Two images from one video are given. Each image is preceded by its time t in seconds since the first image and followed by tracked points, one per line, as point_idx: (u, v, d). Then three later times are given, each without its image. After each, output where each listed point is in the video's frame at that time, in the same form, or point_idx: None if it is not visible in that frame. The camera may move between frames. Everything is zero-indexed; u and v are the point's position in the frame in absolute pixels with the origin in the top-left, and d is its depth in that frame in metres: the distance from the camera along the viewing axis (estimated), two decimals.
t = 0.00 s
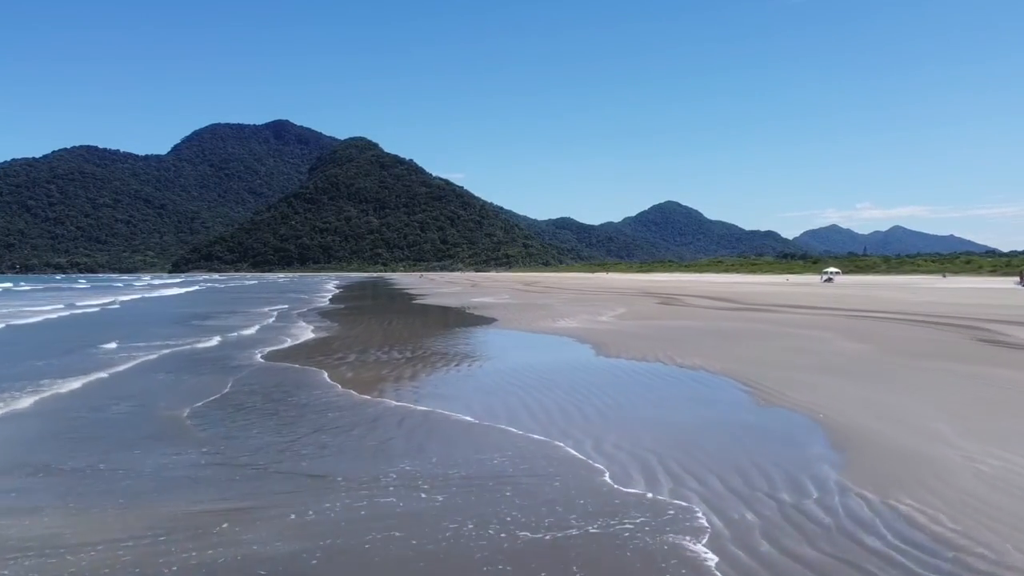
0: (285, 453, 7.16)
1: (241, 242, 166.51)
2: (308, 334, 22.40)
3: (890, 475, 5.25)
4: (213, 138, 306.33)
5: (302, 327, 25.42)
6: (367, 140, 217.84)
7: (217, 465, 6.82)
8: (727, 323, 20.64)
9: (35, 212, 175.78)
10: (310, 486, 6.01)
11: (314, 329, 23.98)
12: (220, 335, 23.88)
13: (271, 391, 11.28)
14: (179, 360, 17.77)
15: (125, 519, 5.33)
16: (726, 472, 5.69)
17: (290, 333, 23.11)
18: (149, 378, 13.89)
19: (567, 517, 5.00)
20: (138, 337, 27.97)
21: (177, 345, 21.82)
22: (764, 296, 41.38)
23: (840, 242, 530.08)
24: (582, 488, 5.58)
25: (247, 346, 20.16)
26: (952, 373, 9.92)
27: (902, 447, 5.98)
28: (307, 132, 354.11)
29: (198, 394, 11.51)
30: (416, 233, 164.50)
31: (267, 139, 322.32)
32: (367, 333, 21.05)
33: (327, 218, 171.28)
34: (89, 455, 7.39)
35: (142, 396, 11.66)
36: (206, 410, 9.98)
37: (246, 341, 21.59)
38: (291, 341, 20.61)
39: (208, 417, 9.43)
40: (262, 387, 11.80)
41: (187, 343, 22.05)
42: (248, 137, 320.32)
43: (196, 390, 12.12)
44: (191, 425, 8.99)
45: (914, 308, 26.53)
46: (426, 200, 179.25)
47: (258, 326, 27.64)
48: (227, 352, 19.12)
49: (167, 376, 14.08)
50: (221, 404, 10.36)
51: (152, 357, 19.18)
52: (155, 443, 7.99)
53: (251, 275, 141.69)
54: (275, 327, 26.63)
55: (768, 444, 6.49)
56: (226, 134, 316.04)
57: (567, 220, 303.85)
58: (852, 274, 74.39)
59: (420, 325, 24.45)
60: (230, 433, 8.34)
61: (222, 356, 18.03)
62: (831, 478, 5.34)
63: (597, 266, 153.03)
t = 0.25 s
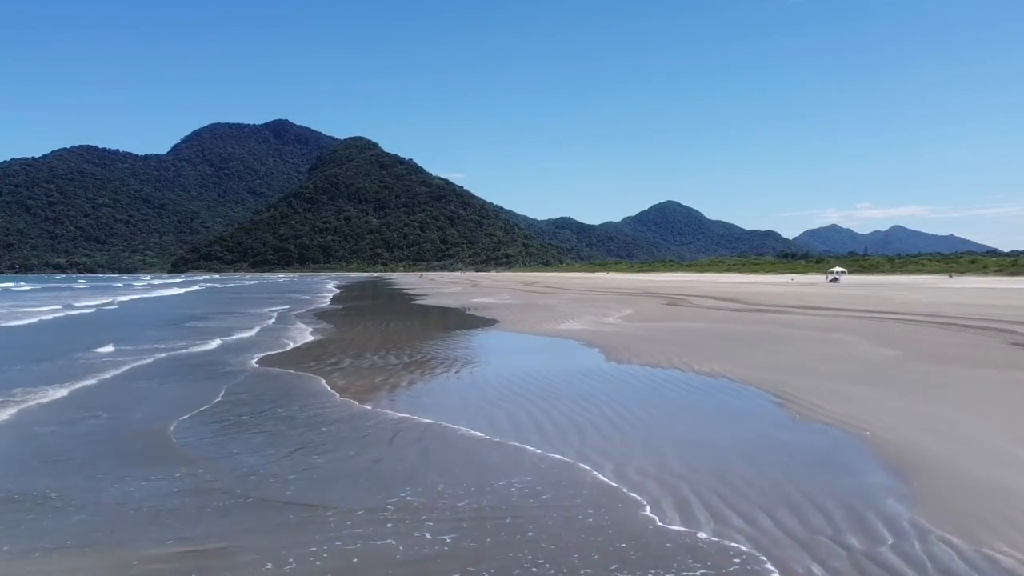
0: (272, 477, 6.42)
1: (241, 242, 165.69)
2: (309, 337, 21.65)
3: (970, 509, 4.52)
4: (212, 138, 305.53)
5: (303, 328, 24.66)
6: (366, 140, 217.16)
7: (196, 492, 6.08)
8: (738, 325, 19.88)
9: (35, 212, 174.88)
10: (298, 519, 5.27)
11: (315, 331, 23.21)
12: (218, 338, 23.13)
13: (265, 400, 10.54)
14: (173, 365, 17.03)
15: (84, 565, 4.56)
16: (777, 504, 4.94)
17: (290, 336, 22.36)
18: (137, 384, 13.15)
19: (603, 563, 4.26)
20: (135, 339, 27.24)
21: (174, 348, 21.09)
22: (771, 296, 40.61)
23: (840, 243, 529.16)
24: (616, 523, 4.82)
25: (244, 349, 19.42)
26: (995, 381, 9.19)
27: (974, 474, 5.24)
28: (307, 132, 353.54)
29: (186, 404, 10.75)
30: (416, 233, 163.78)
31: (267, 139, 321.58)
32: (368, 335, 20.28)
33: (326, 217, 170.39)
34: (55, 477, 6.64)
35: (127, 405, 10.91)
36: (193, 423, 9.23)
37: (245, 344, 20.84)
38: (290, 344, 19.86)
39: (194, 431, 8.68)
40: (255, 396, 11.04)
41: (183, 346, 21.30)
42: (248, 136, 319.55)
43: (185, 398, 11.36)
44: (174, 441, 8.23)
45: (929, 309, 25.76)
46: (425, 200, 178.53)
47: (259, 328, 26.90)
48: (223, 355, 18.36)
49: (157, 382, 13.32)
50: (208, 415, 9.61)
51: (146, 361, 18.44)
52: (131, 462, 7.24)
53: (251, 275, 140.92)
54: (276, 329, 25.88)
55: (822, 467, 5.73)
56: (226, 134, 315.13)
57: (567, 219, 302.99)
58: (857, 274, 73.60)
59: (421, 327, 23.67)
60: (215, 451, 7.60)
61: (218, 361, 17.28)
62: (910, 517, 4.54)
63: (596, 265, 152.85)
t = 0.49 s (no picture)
0: (255, 511, 5.67)
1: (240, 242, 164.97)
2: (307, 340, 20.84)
3: None
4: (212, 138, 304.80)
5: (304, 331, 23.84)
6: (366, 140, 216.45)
7: (168, 532, 5.32)
8: (750, 327, 19.09)
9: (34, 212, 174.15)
10: (281, 571, 4.53)
11: (314, 334, 22.39)
12: (214, 341, 22.33)
13: (253, 413, 9.74)
14: (163, 369, 16.23)
15: None
16: (845, 559, 4.21)
17: (288, 339, 21.55)
18: (120, 393, 12.34)
19: None
20: (129, 342, 26.43)
21: (167, 352, 20.28)
22: (777, 296, 39.83)
23: (840, 242, 528.41)
24: None
25: (240, 353, 18.62)
26: None
27: None
28: (307, 132, 353.13)
29: (168, 417, 9.95)
30: (416, 233, 163.05)
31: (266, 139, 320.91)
32: (367, 339, 19.48)
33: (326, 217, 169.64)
34: (9, 512, 5.86)
35: (105, 418, 10.11)
36: (173, 441, 8.45)
37: (241, 347, 20.04)
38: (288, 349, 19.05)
39: (172, 451, 7.91)
40: (244, 408, 10.25)
41: (177, 349, 20.49)
42: (248, 136, 318.86)
43: (168, 410, 10.57)
44: (150, 463, 7.46)
45: (943, 309, 24.96)
46: (425, 199, 177.83)
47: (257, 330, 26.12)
48: (218, 360, 17.54)
49: (142, 390, 12.51)
50: (191, 431, 8.83)
51: (137, 366, 17.65)
52: (99, 491, 6.48)
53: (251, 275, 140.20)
54: (274, 331, 25.06)
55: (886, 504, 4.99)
56: (226, 134, 314.48)
57: (567, 219, 302.41)
58: (861, 274, 72.84)
59: (422, 329, 22.87)
60: (194, 476, 6.83)
61: (211, 366, 16.47)
62: None
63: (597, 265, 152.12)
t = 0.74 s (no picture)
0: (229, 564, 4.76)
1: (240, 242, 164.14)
2: (307, 345, 19.90)
3: None
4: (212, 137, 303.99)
5: (300, 335, 22.90)
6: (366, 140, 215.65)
7: None
8: (766, 331, 18.18)
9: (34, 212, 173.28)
10: None
11: (314, 338, 21.46)
12: (210, 347, 21.41)
13: (237, 431, 8.77)
14: (152, 379, 15.24)
15: None
16: None
17: (286, 343, 20.59)
18: (99, 405, 11.31)
19: None
20: (124, 346, 25.50)
21: (160, 358, 19.32)
22: (783, 297, 39.01)
23: (841, 242, 527.71)
24: None
25: (234, 359, 17.69)
26: None
27: None
28: (307, 132, 352.46)
29: (141, 436, 8.93)
30: (416, 233, 162.25)
31: (266, 139, 320.14)
32: (368, 344, 18.53)
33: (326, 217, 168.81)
34: None
35: (76, 436, 9.10)
36: (143, 464, 7.48)
37: (237, 352, 19.05)
38: (287, 354, 18.06)
39: (140, 477, 6.92)
40: (227, 424, 9.29)
41: (171, 355, 19.53)
42: (248, 136, 318.16)
43: (147, 427, 9.56)
44: (112, 493, 6.50)
45: (962, 311, 24.16)
46: (425, 199, 177.01)
47: (256, 334, 25.24)
48: (211, 367, 16.58)
49: (121, 403, 11.49)
50: (163, 452, 7.84)
51: (125, 374, 16.67)
52: (49, 536, 5.51)
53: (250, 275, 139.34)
54: (273, 335, 24.16)
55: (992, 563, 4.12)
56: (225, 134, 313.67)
57: (567, 219, 301.56)
58: (864, 274, 72.05)
59: (424, 333, 21.91)
60: (156, 513, 5.91)
61: (202, 374, 15.47)
62: None
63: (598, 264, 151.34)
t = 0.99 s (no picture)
0: None
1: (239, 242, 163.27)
2: (304, 349, 19.04)
3: None
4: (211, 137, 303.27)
5: (298, 339, 22.04)
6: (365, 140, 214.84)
7: None
8: (782, 336, 17.28)
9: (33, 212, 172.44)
10: None
11: (312, 342, 20.61)
12: (205, 352, 20.57)
13: (212, 453, 7.86)
14: (138, 386, 14.38)
15: None
16: None
17: (282, 348, 19.73)
18: (74, 417, 10.45)
19: None
20: (118, 350, 24.67)
21: (152, 364, 18.47)
22: (791, 298, 38.17)
23: (841, 242, 527.06)
24: None
25: (227, 365, 16.82)
26: None
27: None
28: (307, 132, 351.88)
29: (107, 457, 8.02)
30: (416, 233, 161.47)
31: (266, 139, 319.49)
32: (366, 349, 17.66)
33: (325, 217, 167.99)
34: None
35: (42, 456, 8.18)
36: (103, 494, 6.58)
37: (232, 357, 18.19)
38: (283, 359, 17.20)
39: (93, 511, 6.01)
40: (204, 444, 8.38)
41: (164, 361, 18.68)
42: (247, 136, 317.48)
43: (122, 445, 8.66)
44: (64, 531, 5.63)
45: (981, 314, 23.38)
46: (425, 199, 176.22)
47: (254, 339, 24.39)
48: (203, 374, 15.73)
49: (98, 415, 10.61)
50: (130, 479, 6.97)
51: (113, 381, 15.83)
52: None
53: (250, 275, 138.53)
54: (271, 339, 23.33)
55: None
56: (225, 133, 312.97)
57: (568, 219, 300.85)
58: (870, 274, 71.26)
59: (424, 336, 21.02)
60: (105, 562, 5.04)
61: (192, 381, 14.60)
62: None
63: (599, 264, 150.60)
